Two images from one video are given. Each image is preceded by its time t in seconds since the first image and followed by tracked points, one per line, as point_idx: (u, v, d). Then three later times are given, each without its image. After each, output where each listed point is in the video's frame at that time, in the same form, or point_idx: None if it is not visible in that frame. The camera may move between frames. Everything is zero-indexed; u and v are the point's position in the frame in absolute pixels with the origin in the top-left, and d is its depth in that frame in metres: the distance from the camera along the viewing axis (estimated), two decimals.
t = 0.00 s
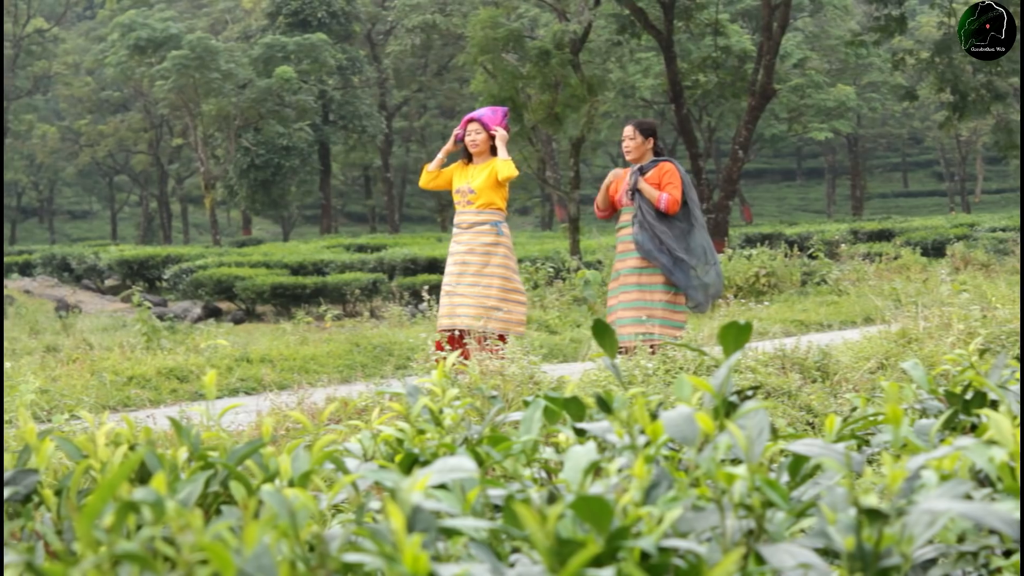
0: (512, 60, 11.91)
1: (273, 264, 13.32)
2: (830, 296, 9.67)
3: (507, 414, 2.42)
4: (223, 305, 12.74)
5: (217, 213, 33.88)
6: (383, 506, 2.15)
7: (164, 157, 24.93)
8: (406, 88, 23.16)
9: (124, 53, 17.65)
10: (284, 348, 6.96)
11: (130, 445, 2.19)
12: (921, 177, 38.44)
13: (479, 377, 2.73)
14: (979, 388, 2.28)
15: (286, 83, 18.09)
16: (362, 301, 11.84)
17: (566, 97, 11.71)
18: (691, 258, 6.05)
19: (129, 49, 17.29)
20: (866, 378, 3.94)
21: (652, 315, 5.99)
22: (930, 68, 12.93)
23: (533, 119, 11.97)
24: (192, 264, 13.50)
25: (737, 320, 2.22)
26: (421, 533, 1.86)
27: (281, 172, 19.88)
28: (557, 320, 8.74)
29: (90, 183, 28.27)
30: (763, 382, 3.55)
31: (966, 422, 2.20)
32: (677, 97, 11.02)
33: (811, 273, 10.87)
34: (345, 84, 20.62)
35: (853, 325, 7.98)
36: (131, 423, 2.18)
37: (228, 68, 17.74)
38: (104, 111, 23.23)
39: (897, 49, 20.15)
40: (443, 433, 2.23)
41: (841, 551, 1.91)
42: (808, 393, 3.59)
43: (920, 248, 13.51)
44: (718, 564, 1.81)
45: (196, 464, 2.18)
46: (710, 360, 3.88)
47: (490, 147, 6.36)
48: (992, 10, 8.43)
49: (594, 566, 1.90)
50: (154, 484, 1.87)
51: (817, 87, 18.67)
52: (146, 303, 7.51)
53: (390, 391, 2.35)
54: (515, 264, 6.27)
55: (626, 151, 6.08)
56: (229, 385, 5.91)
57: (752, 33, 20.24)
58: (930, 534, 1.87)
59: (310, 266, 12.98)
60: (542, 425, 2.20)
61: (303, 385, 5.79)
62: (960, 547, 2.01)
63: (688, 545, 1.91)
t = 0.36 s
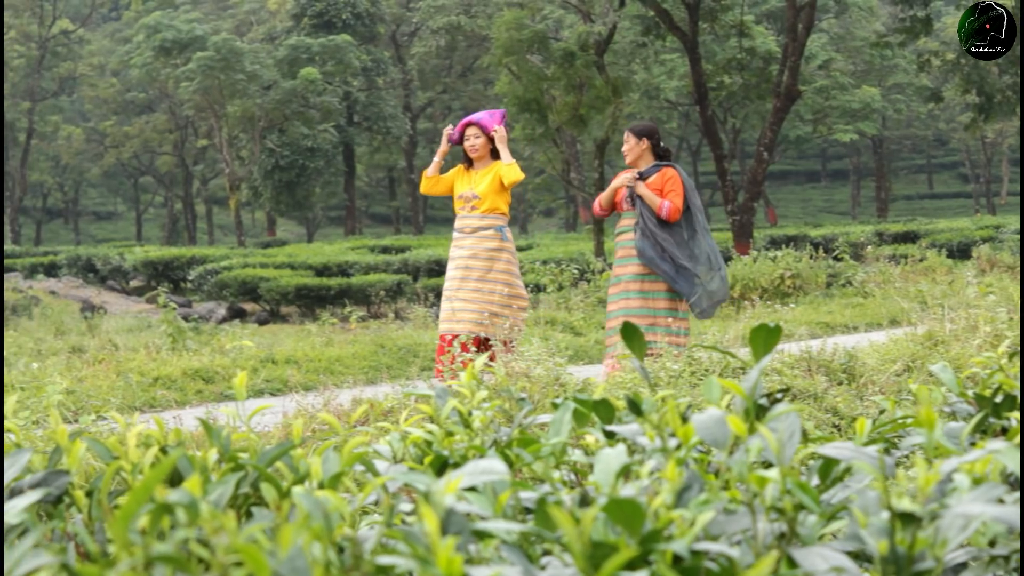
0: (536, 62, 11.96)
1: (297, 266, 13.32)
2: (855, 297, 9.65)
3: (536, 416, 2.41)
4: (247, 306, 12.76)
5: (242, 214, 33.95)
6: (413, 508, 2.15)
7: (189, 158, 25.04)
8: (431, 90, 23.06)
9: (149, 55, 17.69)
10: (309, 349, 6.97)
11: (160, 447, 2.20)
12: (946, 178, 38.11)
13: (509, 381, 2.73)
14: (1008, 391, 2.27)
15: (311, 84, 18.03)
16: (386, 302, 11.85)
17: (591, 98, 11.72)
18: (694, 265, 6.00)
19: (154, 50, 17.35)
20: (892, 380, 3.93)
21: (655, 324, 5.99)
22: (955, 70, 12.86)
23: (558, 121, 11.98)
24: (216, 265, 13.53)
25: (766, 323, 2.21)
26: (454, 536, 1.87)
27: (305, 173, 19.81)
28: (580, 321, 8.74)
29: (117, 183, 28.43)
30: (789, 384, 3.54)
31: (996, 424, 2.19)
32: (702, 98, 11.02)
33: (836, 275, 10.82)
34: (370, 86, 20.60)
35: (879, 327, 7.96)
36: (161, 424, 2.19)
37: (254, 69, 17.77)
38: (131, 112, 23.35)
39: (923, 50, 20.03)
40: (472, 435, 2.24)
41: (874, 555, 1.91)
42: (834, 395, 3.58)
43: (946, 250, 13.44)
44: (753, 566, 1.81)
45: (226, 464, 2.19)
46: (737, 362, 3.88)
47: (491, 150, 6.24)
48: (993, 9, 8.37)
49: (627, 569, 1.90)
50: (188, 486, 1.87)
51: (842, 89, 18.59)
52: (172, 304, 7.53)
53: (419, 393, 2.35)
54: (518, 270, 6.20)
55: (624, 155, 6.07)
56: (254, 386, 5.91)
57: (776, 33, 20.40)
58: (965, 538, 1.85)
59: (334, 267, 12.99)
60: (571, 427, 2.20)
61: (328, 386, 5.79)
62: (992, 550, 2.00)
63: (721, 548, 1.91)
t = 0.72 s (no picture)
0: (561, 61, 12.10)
1: (321, 264, 13.26)
2: (880, 298, 9.65)
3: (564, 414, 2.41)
4: (271, 304, 12.79)
5: (266, 212, 33.97)
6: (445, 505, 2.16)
7: (211, 156, 25.03)
8: (455, 88, 22.94)
9: (173, 53, 17.68)
10: (333, 348, 6.99)
11: (191, 444, 2.21)
12: (972, 178, 37.70)
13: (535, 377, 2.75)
14: None
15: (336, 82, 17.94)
16: (411, 300, 11.89)
17: (615, 98, 11.65)
18: (680, 265, 6.01)
19: (178, 49, 17.26)
20: (917, 380, 3.93)
21: (640, 323, 5.94)
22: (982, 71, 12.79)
23: (582, 120, 11.99)
24: (240, 263, 13.56)
25: (796, 322, 2.21)
26: (487, 533, 1.87)
27: (329, 172, 20.01)
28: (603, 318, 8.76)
29: (141, 180, 28.39)
30: (814, 384, 3.56)
31: None
32: (726, 98, 11.04)
33: (861, 275, 10.79)
34: (393, 84, 20.54)
35: (904, 327, 7.96)
36: (192, 421, 2.20)
37: (278, 67, 17.71)
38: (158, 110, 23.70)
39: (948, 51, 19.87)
40: (503, 434, 2.24)
41: (907, 554, 1.91)
42: (859, 395, 3.59)
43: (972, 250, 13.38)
44: (787, 566, 1.82)
45: (258, 461, 2.19)
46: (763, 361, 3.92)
47: (482, 152, 6.31)
48: (994, 9, 8.42)
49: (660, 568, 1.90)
50: (224, 482, 1.88)
51: (867, 89, 18.49)
52: (196, 301, 7.55)
53: (449, 391, 2.35)
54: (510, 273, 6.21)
55: (614, 150, 6.06)
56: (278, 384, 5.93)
57: (802, 34, 20.20)
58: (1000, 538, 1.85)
59: (358, 265, 13.00)
60: (601, 425, 2.20)
61: (352, 384, 5.81)
62: None
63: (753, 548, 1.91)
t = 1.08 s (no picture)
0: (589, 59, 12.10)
1: (347, 261, 13.26)
2: (908, 296, 9.61)
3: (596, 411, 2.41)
4: (298, 301, 12.87)
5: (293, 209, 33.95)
6: (477, 501, 2.16)
7: (238, 153, 25.00)
8: (482, 86, 22.79)
9: (201, 50, 17.69)
10: (361, 344, 7.01)
11: (224, 439, 2.22)
12: (1003, 177, 37.19)
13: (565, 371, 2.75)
14: None
15: (363, 80, 17.85)
16: (438, 297, 11.92)
17: (642, 95, 11.73)
18: (685, 265, 5.97)
19: (206, 46, 17.15)
20: (947, 379, 3.92)
21: (642, 323, 5.89)
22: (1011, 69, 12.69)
23: (610, 118, 11.95)
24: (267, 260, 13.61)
25: (829, 319, 2.21)
26: (523, 527, 1.88)
27: (356, 169, 19.72)
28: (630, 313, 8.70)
29: (168, 177, 28.34)
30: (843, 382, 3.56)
31: None
32: (754, 96, 11.02)
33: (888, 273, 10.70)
34: (421, 81, 20.30)
35: (933, 325, 7.93)
36: (225, 416, 2.21)
37: (305, 64, 17.64)
38: (186, 107, 23.81)
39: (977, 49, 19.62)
40: (534, 430, 2.25)
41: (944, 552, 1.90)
42: (890, 394, 3.59)
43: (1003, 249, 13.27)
44: (823, 563, 1.82)
45: (291, 457, 2.20)
46: (793, 358, 3.93)
47: (488, 148, 6.24)
48: (992, 10, 8.37)
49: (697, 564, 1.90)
50: (263, 476, 1.89)
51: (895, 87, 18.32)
52: (224, 297, 7.57)
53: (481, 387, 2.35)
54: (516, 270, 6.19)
55: (618, 151, 6.05)
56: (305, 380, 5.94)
57: (830, 32, 20.00)
58: None
59: (384, 262, 13.00)
60: (635, 423, 2.20)
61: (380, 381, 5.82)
62: None
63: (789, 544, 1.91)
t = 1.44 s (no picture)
0: (614, 56, 12.04)
1: (372, 258, 13.29)
2: (934, 295, 9.60)
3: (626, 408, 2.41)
4: (323, 297, 12.95)
5: (318, 206, 33.88)
6: (509, 497, 2.17)
7: (264, 150, 24.90)
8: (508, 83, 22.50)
9: (227, 47, 17.65)
10: (387, 342, 7.05)
11: (256, 434, 2.23)
12: None
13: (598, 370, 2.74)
14: None
15: (388, 77, 17.78)
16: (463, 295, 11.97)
17: (668, 93, 11.73)
18: (691, 263, 5.95)
19: (232, 42, 17.46)
20: (974, 378, 3.93)
21: (648, 323, 5.90)
22: None
23: (635, 115, 11.91)
24: (293, 256, 13.66)
25: (860, 318, 2.22)
26: (559, 525, 1.89)
27: (381, 167, 19.10)
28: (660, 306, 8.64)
29: (194, 174, 28.23)
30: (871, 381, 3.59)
31: None
32: (780, 94, 11.01)
33: (914, 272, 10.65)
34: (445, 79, 20.15)
35: (960, 325, 7.93)
36: (257, 412, 2.22)
37: (332, 61, 17.55)
38: (211, 105, 23.86)
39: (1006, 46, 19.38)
40: (566, 427, 2.26)
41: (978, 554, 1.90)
42: (917, 393, 3.61)
43: None
44: (857, 562, 1.82)
45: (323, 453, 2.20)
46: (821, 357, 3.95)
47: (491, 143, 6.16)
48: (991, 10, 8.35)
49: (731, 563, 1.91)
50: (299, 470, 1.91)
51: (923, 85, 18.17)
52: (249, 295, 7.60)
53: (511, 384, 2.36)
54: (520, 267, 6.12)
55: (623, 149, 6.00)
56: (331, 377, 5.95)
57: (857, 29, 19.81)
58: None
59: (410, 259, 13.01)
60: (665, 420, 2.21)
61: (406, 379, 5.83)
62: None
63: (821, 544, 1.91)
